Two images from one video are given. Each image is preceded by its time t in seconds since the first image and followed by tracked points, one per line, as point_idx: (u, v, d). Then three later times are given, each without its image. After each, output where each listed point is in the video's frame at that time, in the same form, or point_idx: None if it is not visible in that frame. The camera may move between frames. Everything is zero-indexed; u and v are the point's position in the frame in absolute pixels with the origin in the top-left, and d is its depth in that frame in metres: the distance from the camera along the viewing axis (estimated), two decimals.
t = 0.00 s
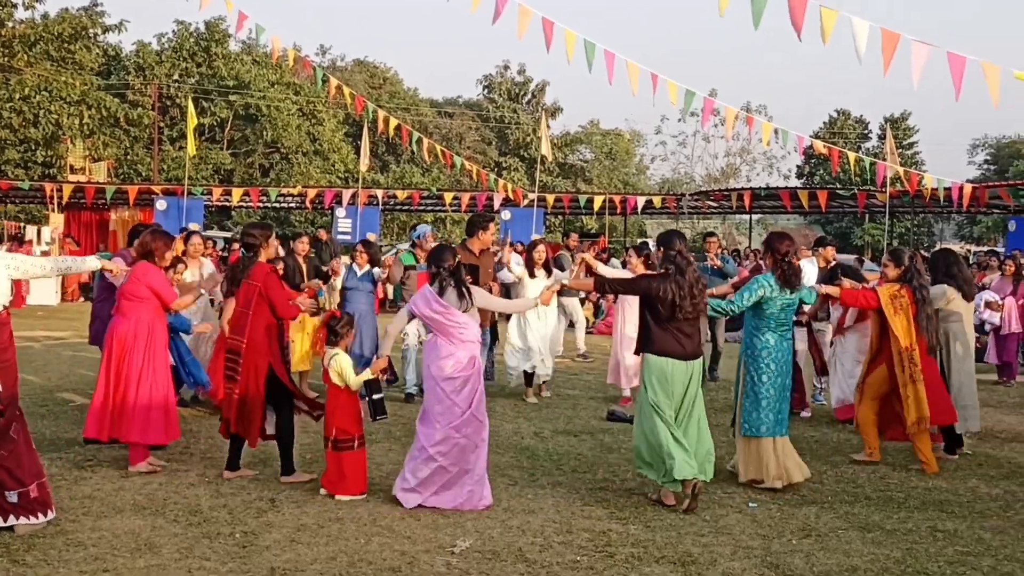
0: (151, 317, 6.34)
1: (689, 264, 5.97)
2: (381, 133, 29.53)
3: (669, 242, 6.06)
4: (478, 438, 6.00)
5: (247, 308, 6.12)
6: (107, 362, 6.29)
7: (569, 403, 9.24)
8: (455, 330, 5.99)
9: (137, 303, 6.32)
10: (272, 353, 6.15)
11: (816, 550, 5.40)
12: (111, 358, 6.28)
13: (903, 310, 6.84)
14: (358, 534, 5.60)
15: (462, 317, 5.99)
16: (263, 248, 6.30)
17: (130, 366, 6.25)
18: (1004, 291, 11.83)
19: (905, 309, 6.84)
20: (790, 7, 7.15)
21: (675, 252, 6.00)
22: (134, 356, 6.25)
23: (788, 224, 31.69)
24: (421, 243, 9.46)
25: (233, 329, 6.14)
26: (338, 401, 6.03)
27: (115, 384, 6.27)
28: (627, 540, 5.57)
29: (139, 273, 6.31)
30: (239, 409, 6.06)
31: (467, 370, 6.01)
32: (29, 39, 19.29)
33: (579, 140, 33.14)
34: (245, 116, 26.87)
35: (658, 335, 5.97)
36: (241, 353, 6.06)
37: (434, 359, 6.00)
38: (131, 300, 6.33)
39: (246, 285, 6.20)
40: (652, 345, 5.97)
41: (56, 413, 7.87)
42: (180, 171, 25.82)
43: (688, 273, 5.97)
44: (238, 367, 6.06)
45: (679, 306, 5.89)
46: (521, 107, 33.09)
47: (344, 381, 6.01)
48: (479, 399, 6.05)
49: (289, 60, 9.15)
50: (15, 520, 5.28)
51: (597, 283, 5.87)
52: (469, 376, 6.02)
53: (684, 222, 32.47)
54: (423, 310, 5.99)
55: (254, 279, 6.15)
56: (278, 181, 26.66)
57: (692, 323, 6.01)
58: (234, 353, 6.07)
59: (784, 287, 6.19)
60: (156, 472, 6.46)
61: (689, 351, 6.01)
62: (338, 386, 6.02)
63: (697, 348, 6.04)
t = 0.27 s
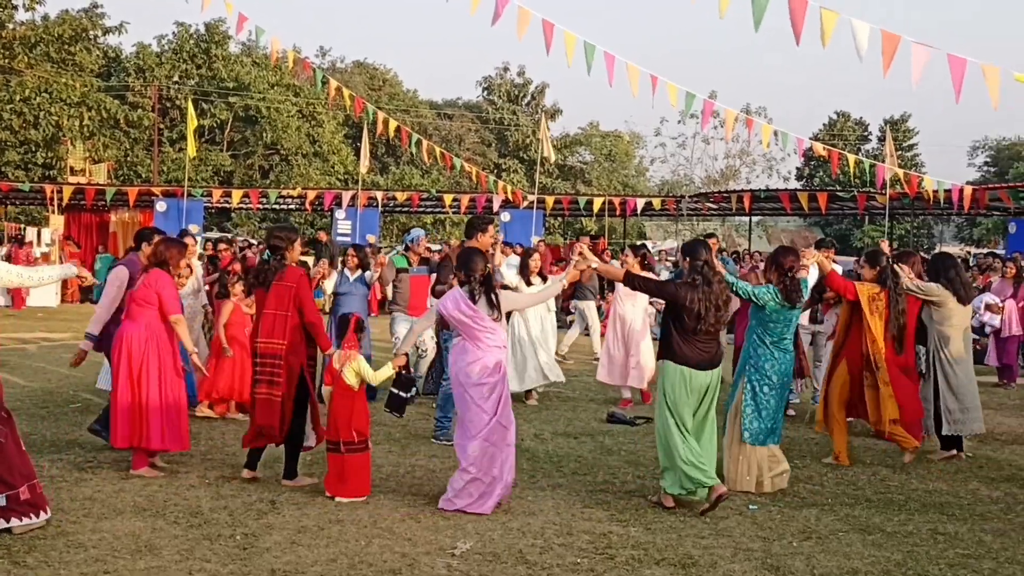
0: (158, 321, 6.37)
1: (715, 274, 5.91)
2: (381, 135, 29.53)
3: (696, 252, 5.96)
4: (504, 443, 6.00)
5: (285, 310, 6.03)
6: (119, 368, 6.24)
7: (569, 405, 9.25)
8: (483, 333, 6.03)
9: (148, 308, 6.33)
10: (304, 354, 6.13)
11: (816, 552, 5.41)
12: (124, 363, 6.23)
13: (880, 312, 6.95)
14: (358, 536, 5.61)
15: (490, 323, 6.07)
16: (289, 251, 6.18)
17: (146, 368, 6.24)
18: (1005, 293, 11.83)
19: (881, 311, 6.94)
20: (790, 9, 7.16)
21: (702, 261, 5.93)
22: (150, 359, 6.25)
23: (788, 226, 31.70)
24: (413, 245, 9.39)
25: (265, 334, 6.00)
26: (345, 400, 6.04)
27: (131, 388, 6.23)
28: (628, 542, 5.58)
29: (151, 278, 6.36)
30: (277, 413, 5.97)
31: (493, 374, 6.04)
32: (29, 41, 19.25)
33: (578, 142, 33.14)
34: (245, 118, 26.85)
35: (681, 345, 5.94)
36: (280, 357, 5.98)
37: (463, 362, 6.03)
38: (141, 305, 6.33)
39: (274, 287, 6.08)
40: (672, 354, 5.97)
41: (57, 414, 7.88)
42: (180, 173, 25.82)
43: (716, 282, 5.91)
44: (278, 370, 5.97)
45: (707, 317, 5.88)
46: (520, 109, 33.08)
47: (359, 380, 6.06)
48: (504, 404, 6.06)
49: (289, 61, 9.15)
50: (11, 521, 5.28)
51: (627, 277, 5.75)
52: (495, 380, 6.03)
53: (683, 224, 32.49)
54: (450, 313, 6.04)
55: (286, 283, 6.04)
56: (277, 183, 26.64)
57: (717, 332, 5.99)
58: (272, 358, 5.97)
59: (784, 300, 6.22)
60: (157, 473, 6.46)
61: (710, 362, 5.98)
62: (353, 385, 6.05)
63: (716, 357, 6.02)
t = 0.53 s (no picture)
0: (190, 325, 6.28)
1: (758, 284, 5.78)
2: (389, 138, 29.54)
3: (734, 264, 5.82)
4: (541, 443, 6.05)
5: (306, 319, 5.93)
6: (148, 374, 6.18)
7: (579, 407, 9.23)
8: (522, 336, 6.05)
9: (178, 312, 6.24)
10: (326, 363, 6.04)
11: (826, 555, 5.40)
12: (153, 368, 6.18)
13: (883, 313, 7.14)
14: (368, 538, 5.62)
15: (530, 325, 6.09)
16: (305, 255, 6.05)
17: (176, 375, 6.18)
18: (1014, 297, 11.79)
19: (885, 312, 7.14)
20: (800, 12, 7.17)
21: (743, 272, 5.79)
22: (181, 366, 6.18)
23: (797, 228, 31.62)
24: (415, 248, 9.37)
25: (286, 344, 5.91)
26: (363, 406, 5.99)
27: (161, 395, 6.17)
28: (637, 545, 5.58)
29: (181, 282, 6.21)
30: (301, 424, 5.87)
31: (530, 377, 6.07)
32: (39, 44, 19.28)
33: (586, 144, 33.14)
34: (254, 120, 26.91)
35: (731, 358, 5.80)
36: (304, 367, 5.88)
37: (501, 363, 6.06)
38: (171, 309, 6.24)
39: (293, 294, 5.99)
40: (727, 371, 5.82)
41: (67, 415, 7.90)
42: (189, 175, 25.89)
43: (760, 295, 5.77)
44: (302, 380, 5.88)
45: (755, 327, 5.74)
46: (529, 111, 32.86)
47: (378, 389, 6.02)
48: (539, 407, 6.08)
49: (298, 64, 9.16)
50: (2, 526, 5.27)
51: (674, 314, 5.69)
52: (531, 383, 6.08)
53: (691, 226, 32.49)
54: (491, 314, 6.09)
55: (303, 288, 5.98)
56: (285, 185, 26.69)
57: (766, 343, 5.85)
58: (295, 368, 5.87)
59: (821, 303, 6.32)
60: (167, 474, 6.48)
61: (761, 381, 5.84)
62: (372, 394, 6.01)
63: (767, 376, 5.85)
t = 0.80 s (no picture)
0: (234, 329, 6.24)
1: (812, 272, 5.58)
2: (414, 140, 29.57)
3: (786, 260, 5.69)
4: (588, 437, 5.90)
5: (339, 320, 5.88)
6: (194, 379, 6.15)
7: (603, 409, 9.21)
8: (576, 338, 5.92)
9: (224, 317, 6.20)
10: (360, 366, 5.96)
11: (853, 559, 5.36)
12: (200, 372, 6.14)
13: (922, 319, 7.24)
14: (393, 539, 5.63)
15: (583, 325, 5.93)
16: (335, 255, 6.07)
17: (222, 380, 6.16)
18: None
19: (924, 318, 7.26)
20: (825, 12, 7.14)
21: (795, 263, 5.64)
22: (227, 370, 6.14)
23: (822, 230, 31.43)
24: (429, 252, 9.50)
25: (318, 345, 5.85)
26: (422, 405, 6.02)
27: (207, 398, 6.13)
28: (662, 547, 5.55)
29: (227, 287, 6.17)
30: (334, 426, 5.79)
31: (586, 376, 5.92)
32: (67, 47, 19.45)
33: (611, 146, 33.04)
34: (280, 123, 27.02)
35: (796, 352, 5.54)
36: (338, 367, 5.82)
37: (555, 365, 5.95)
38: (218, 313, 6.20)
39: (325, 296, 5.94)
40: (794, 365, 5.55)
41: (95, 416, 7.94)
42: (215, 177, 26.04)
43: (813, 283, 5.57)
44: (335, 383, 5.81)
45: (813, 315, 5.52)
46: (553, 113, 33.33)
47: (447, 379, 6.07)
48: (596, 407, 5.95)
49: (322, 67, 9.18)
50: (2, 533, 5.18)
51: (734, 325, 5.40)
52: (586, 382, 5.94)
53: (715, 228, 32.39)
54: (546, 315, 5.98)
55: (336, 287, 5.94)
56: (311, 187, 26.78)
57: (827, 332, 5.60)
58: (328, 368, 5.81)
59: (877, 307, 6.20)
60: (194, 475, 6.51)
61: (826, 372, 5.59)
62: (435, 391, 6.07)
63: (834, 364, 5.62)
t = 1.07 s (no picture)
0: (265, 329, 6.21)
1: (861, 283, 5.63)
2: (435, 141, 29.56)
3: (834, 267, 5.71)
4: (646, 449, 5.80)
5: (370, 317, 5.87)
6: (224, 376, 6.11)
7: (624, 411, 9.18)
8: (630, 346, 5.84)
9: (255, 316, 6.16)
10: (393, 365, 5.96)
11: (877, 562, 5.32)
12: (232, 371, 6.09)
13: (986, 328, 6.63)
14: (414, 541, 5.62)
15: (639, 336, 5.83)
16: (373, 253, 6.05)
17: (253, 378, 6.10)
18: None
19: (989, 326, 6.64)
20: (848, 13, 7.11)
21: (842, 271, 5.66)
22: (258, 369, 6.10)
23: (846, 231, 31.19)
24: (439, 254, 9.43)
25: (350, 343, 5.86)
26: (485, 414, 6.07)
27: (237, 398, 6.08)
28: (684, 550, 5.52)
29: (261, 287, 6.17)
30: (364, 424, 5.78)
31: (636, 387, 5.81)
32: (91, 50, 19.56)
33: (633, 148, 32.91)
34: (302, 124, 27.10)
35: (844, 365, 5.61)
36: (369, 365, 5.82)
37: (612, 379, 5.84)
38: (250, 312, 6.16)
39: (359, 292, 5.94)
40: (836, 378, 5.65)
41: (118, 417, 7.97)
42: (237, 179, 26.15)
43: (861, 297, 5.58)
44: (367, 381, 5.81)
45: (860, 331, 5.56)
46: (575, 114, 33.29)
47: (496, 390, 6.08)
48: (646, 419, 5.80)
49: (344, 70, 9.20)
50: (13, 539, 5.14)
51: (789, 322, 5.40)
52: (637, 394, 5.80)
53: (737, 229, 32.24)
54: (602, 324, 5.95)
55: (370, 283, 5.90)
56: (333, 189, 26.83)
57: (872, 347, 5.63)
58: (360, 367, 5.82)
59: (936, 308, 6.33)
60: (216, 476, 6.53)
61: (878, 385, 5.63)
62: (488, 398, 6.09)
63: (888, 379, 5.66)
